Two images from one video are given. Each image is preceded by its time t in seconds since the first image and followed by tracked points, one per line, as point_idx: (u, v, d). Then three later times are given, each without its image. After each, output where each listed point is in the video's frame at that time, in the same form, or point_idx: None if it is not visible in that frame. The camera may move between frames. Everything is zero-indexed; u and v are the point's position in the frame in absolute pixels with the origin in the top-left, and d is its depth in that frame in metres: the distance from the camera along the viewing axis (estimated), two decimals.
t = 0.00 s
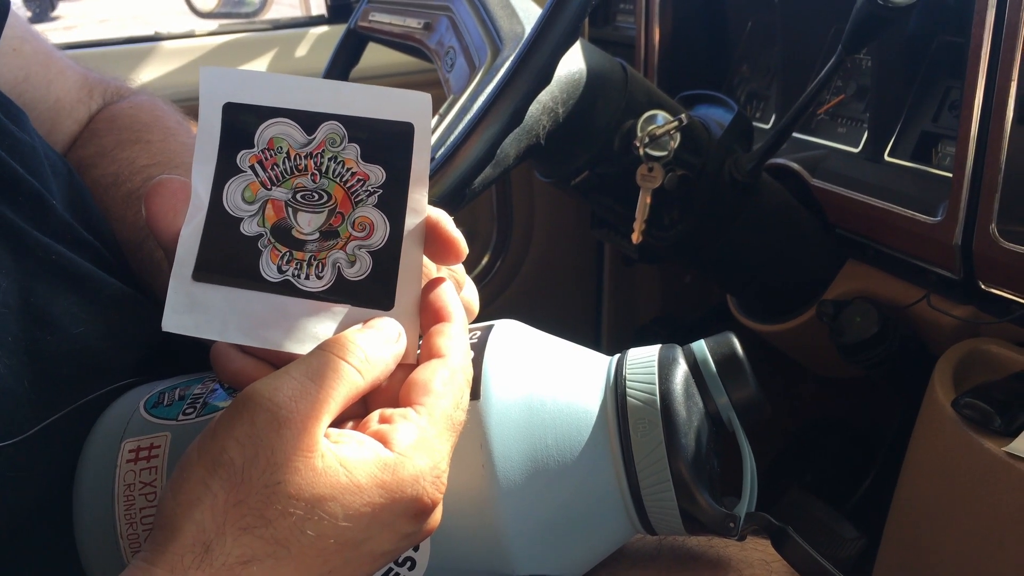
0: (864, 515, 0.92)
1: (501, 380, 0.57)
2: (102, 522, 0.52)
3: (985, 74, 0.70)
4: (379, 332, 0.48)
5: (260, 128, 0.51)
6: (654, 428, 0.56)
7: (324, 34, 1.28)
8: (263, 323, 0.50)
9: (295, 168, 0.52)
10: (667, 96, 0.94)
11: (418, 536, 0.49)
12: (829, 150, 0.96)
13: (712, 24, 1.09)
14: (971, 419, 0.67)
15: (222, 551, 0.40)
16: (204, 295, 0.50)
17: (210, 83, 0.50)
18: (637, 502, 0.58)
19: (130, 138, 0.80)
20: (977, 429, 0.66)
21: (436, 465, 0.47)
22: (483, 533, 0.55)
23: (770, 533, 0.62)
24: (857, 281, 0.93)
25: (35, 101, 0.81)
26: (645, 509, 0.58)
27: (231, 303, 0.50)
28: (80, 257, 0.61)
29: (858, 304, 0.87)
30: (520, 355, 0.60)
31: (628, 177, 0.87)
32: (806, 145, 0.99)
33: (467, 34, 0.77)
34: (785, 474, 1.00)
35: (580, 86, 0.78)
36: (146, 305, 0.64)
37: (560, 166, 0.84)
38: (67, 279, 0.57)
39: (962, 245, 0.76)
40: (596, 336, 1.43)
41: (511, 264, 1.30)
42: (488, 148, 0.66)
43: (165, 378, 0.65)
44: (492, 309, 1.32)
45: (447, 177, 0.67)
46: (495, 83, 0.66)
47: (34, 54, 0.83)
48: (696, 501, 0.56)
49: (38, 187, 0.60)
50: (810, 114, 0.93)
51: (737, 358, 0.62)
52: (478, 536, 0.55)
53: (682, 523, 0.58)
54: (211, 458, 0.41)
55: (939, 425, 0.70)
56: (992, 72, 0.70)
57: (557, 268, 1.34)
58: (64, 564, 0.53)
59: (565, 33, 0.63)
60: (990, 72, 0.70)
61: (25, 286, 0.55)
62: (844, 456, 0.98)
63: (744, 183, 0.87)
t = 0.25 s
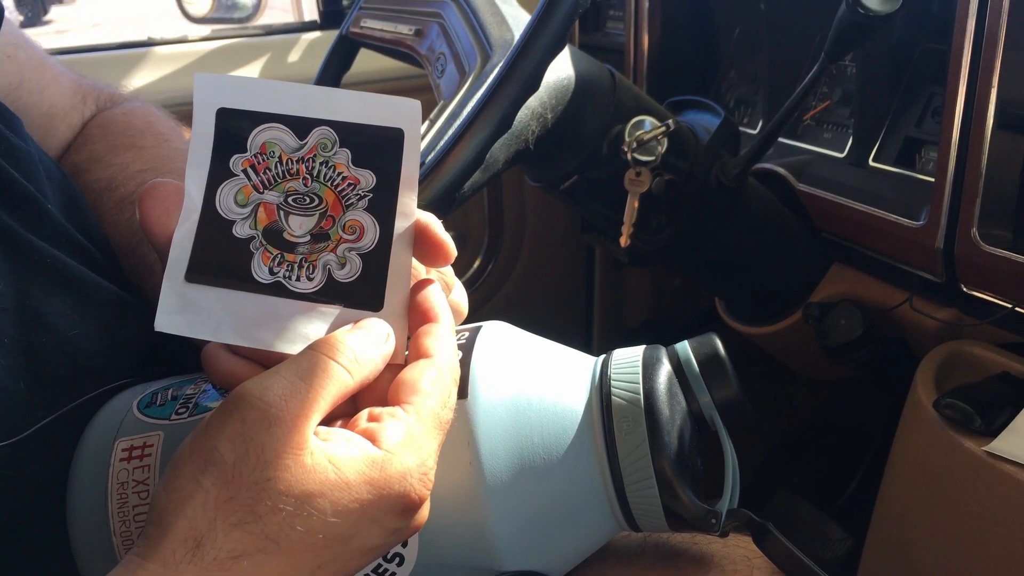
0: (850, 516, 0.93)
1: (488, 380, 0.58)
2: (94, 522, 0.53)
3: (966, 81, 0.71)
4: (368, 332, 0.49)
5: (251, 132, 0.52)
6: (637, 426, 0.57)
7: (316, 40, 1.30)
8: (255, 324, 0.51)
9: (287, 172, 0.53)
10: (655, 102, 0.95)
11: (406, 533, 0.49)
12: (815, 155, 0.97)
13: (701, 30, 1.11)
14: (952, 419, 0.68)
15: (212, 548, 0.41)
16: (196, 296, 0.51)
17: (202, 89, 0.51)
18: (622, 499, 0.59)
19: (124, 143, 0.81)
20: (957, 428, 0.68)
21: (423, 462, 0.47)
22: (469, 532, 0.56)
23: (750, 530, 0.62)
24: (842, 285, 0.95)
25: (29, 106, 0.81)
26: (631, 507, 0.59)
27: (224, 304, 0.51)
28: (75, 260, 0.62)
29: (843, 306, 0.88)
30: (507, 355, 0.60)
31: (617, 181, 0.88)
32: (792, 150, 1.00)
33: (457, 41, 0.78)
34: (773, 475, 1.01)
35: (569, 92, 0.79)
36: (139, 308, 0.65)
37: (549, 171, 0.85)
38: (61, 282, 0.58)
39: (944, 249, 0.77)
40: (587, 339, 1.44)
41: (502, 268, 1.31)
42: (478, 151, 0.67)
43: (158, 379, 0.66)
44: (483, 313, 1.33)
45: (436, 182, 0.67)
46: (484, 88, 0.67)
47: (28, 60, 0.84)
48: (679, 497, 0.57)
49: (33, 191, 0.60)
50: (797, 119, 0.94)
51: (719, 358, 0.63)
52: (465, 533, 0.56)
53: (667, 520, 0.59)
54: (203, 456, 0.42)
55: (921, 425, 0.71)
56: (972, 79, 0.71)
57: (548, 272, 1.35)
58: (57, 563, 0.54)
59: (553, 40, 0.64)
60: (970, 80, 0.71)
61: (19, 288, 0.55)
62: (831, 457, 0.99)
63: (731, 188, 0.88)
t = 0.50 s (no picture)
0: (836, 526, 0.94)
1: (472, 392, 0.58)
2: (72, 538, 0.52)
3: (946, 95, 0.72)
4: (351, 344, 0.48)
5: (235, 143, 0.52)
6: (622, 438, 0.57)
7: (301, 51, 1.29)
8: (237, 336, 0.51)
9: (271, 183, 0.52)
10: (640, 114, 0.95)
11: (389, 547, 0.49)
12: (798, 167, 0.98)
13: (685, 43, 1.11)
14: (935, 429, 0.68)
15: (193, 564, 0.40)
16: (178, 308, 0.50)
17: (185, 99, 0.51)
18: (607, 511, 0.58)
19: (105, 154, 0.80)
20: (940, 438, 0.68)
21: (406, 476, 0.47)
22: (454, 545, 0.55)
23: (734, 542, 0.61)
24: (825, 296, 0.95)
25: (9, 117, 0.81)
26: (617, 519, 0.59)
27: (205, 316, 0.50)
28: (54, 272, 0.61)
29: (826, 317, 0.88)
30: (491, 367, 0.60)
31: (602, 193, 0.88)
32: (776, 162, 1.01)
33: (442, 52, 0.78)
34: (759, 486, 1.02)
35: (553, 104, 0.79)
36: (120, 320, 0.64)
37: (535, 182, 0.85)
38: (40, 295, 0.57)
39: (926, 260, 0.78)
40: (573, 350, 1.44)
41: (487, 279, 1.31)
42: (463, 161, 0.66)
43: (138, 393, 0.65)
44: (469, 324, 1.33)
45: (421, 193, 0.67)
46: (468, 100, 0.67)
47: (9, 71, 0.83)
48: (664, 509, 0.57)
49: (12, 204, 0.60)
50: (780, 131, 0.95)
51: (704, 369, 0.63)
52: (448, 547, 0.56)
53: (651, 532, 0.59)
54: (183, 469, 0.41)
55: (904, 435, 0.72)
56: (953, 92, 0.72)
57: (534, 283, 1.35)
58: None
59: (538, 52, 0.64)
60: (951, 93, 0.72)
61: None
62: (816, 467, 1.00)
63: (715, 199, 0.89)
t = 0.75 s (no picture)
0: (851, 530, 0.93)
1: (487, 394, 0.57)
2: (85, 539, 0.52)
3: (968, 94, 0.71)
4: (367, 346, 0.48)
5: (252, 142, 0.51)
6: (639, 441, 0.57)
7: (313, 48, 1.29)
8: (252, 335, 0.50)
9: (287, 182, 0.52)
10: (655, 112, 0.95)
11: (403, 552, 0.48)
12: (815, 167, 0.97)
13: (700, 40, 1.10)
14: (954, 434, 0.67)
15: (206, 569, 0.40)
16: (193, 307, 0.50)
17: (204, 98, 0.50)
18: (622, 515, 0.58)
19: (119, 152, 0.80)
20: (959, 444, 0.67)
21: (421, 481, 0.47)
22: (468, 549, 0.55)
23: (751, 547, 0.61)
24: (842, 297, 0.94)
25: (23, 115, 0.80)
26: (631, 523, 0.58)
27: (221, 315, 0.50)
28: (68, 271, 0.61)
29: (843, 319, 0.87)
30: (506, 369, 0.59)
31: (617, 192, 0.88)
32: (792, 161, 1.00)
33: (456, 50, 0.77)
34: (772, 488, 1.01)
35: (568, 103, 0.79)
36: (134, 319, 0.64)
37: (549, 181, 0.84)
38: (54, 294, 0.57)
39: (945, 262, 0.77)
40: (585, 349, 1.43)
41: (499, 278, 1.30)
42: (478, 161, 0.66)
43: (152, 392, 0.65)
44: (481, 323, 1.32)
45: (435, 192, 0.67)
46: (484, 99, 0.67)
47: (23, 70, 0.83)
48: (680, 513, 0.56)
49: (26, 203, 0.60)
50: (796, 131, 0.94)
51: (722, 373, 0.62)
52: (463, 550, 0.55)
53: (667, 537, 0.58)
54: (197, 472, 0.41)
55: (922, 439, 0.70)
56: (975, 92, 0.71)
57: (546, 282, 1.35)
58: None
59: (554, 50, 0.63)
60: (973, 93, 0.71)
61: (10, 301, 0.54)
62: (831, 470, 0.99)
63: (730, 199, 0.88)
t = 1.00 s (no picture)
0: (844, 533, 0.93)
1: (481, 399, 0.58)
2: (81, 543, 0.52)
3: (959, 101, 0.72)
4: (362, 351, 0.48)
5: (249, 148, 0.52)
6: (633, 445, 0.57)
7: (310, 53, 1.29)
8: (247, 340, 0.51)
9: (283, 188, 0.52)
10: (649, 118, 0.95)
11: (398, 556, 0.49)
12: (808, 172, 0.98)
13: (694, 47, 1.11)
14: (946, 438, 0.68)
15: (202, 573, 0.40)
16: (188, 311, 0.50)
17: (201, 104, 0.51)
18: (616, 519, 0.58)
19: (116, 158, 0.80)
20: (952, 447, 0.67)
21: (416, 485, 0.47)
22: (463, 553, 0.55)
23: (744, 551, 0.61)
24: (835, 301, 0.95)
25: (19, 121, 0.80)
26: (625, 527, 0.58)
27: (216, 319, 0.50)
28: (64, 276, 0.61)
29: (837, 323, 0.88)
30: (501, 373, 0.60)
31: (612, 197, 0.88)
32: (786, 167, 1.01)
33: (452, 56, 0.78)
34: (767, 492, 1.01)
35: (564, 108, 0.79)
36: (129, 324, 0.64)
37: (544, 187, 0.85)
38: (50, 300, 0.57)
39: (938, 267, 0.77)
40: (580, 353, 1.44)
41: (495, 283, 1.30)
42: (473, 167, 0.66)
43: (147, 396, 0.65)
44: (476, 327, 1.32)
45: (431, 197, 0.67)
46: (479, 105, 0.67)
47: (19, 76, 0.83)
48: (674, 517, 0.57)
49: (23, 209, 0.60)
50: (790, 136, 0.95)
51: (715, 377, 0.62)
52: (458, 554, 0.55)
53: (661, 541, 0.58)
54: (193, 478, 0.41)
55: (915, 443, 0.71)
56: (966, 98, 0.71)
57: (541, 286, 1.35)
58: None
59: (548, 57, 0.64)
60: (964, 99, 0.71)
61: (6, 306, 0.54)
62: (825, 474, 0.99)
63: (724, 205, 0.88)
